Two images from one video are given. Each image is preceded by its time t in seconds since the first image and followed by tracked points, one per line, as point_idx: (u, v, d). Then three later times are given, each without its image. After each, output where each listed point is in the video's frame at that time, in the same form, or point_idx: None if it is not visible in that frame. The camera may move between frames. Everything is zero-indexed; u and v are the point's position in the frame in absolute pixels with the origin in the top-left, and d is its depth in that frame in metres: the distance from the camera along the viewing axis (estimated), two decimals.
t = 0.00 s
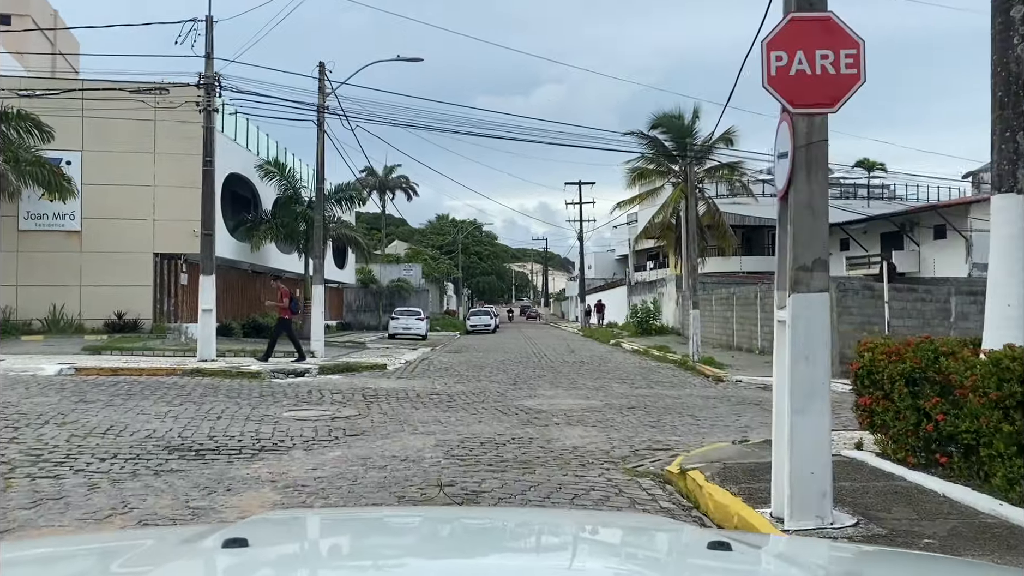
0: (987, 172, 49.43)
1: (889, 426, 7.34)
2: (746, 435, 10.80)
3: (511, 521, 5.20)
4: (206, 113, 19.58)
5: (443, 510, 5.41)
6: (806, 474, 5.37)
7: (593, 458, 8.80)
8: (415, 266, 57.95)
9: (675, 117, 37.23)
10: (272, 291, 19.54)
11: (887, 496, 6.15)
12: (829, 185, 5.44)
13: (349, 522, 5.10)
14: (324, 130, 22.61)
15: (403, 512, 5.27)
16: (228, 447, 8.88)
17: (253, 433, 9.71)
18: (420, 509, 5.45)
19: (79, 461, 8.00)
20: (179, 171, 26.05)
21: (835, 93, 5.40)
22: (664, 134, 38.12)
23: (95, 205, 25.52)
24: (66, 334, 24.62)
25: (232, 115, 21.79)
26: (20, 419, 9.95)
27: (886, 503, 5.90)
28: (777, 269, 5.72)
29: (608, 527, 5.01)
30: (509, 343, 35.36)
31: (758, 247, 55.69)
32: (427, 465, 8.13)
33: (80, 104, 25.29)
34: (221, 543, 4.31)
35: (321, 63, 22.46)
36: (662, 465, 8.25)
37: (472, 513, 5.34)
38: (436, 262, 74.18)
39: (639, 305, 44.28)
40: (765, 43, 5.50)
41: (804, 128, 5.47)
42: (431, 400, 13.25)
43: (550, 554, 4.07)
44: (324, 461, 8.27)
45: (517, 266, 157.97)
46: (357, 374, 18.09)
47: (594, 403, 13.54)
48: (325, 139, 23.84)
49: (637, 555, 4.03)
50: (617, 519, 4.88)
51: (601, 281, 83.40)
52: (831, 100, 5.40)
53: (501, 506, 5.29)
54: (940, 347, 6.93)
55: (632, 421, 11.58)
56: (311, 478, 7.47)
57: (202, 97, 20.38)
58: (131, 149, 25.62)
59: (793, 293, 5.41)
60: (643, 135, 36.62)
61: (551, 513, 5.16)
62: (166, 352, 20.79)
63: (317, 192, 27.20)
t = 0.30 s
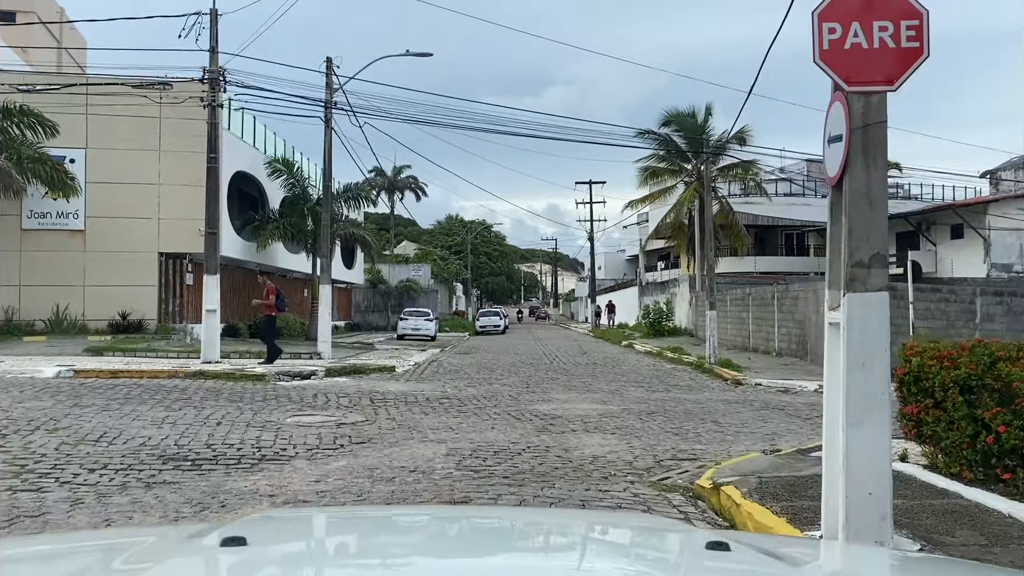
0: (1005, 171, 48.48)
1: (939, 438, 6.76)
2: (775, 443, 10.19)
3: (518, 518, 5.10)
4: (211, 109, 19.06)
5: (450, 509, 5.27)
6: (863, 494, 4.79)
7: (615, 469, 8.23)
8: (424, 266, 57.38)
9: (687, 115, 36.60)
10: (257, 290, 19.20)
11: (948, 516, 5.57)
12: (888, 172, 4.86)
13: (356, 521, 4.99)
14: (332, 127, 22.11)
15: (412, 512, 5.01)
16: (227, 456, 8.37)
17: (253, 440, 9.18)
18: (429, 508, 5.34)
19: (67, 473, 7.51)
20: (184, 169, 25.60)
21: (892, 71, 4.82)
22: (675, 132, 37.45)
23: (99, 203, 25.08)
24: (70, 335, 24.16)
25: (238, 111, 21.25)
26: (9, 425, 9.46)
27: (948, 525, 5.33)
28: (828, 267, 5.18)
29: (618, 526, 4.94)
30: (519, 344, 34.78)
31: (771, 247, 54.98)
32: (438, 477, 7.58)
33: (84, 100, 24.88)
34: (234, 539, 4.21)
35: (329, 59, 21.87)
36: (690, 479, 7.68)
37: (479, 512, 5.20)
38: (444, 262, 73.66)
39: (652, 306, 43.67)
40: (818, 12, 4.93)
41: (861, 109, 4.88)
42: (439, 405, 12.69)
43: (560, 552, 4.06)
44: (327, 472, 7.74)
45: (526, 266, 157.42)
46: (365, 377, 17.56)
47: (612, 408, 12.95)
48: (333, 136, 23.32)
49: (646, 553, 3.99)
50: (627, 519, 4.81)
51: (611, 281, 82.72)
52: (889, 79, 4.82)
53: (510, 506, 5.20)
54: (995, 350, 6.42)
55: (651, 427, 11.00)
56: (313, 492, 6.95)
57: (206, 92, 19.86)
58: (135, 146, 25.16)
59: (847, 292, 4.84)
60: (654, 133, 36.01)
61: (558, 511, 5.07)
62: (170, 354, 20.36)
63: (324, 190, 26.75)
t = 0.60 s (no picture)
0: None
1: (1004, 450, 6.15)
2: (809, 450, 9.58)
3: (527, 519, 4.81)
4: (216, 102, 18.55)
5: (459, 517, 4.80)
6: (940, 514, 4.22)
7: (643, 480, 7.62)
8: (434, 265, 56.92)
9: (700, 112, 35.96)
10: (248, 282, 18.11)
11: None
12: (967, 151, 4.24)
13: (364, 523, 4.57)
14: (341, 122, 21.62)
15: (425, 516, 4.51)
16: (227, 464, 7.83)
17: (255, 447, 8.64)
18: (439, 515, 4.85)
19: (54, 483, 6.98)
20: (190, 167, 25.12)
21: (969, 35, 4.22)
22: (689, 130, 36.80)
23: (103, 200, 24.64)
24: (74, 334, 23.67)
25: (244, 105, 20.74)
26: None
27: None
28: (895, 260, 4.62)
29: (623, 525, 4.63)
30: (530, 345, 34.23)
31: (784, 246, 54.26)
32: (452, 488, 7.01)
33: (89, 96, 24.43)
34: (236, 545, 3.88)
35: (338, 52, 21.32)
36: (725, 491, 7.08)
37: (489, 516, 4.74)
38: (454, 261, 73.20)
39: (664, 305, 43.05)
40: None
41: (936, 79, 4.29)
42: (451, 408, 12.14)
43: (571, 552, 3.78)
44: (334, 482, 7.19)
45: (535, 266, 156.90)
46: (374, 378, 17.03)
47: (632, 412, 12.35)
48: (341, 131, 22.78)
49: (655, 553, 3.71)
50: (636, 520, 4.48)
51: (622, 281, 82.11)
52: (966, 44, 4.21)
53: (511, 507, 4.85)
54: None
55: (676, 433, 10.41)
56: (317, 505, 6.39)
57: (211, 85, 19.36)
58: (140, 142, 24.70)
59: (923, 285, 4.27)
60: (667, 130, 35.34)
61: (564, 517, 4.65)
62: (175, 354, 19.89)
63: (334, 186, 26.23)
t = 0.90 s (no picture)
0: None
1: None
2: (846, 462, 8.98)
3: (544, 510, 4.50)
4: (222, 98, 18.06)
5: (475, 504, 4.53)
6: None
7: (673, 496, 7.06)
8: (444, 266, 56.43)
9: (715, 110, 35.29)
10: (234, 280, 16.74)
11: None
12: None
13: (378, 514, 4.31)
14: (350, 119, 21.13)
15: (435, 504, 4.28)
16: (225, 478, 7.30)
17: (257, 458, 8.10)
18: (454, 504, 4.55)
19: (38, 499, 6.47)
20: (196, 165, 24.64)
21: None
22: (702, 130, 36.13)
23: (108, 200, 24.23)
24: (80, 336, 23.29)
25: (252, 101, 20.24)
26: None
27: None
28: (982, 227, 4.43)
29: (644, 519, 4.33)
30: (542, 347, 33.69)
31: (799, 248, 53.49)
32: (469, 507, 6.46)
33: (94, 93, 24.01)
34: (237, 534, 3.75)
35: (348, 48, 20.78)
36: (764, 510, 6.51)
37: (504, 505, 4.48)
38: (464, 262, 72.63)
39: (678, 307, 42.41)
40: None
41: None
42: (463, 415, 11.59)
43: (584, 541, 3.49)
44: (341, 499, 6.66)
45: (546, 267, 156.27)
46: (383, 382, 16.49)
47: (653, 419, 11.76)
48: (350, 129, 22.25)
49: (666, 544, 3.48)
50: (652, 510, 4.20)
51: (633, 282, 81.38)
52: None
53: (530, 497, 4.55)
54: None
55: (702, 442, 9.81)
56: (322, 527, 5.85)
57: (218, 81, 18.88)
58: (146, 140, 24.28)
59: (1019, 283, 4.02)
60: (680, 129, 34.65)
61: (575, 503, 4.45)
62: (181, 356, 19.43)
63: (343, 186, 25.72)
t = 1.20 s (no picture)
0: None
1: None
2: (886, 477, 8.34)
3: (552, 516, 4.09)
4: (226, 93, 17.54)
5: (483, 509, 4.15)
6: None
7: (706, 516, 6.46)
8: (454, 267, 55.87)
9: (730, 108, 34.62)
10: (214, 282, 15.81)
11: None
12: None
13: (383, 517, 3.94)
14: (357, 116, 20.61)
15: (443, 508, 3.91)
16: (218, 494, 6.72)
17: (254, 472, 7.52)
18: (461, 508, 4.22)
19: (11, 519, 5.90)
20: (200, 163, 24.14)
21: None
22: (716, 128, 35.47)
23: (111, 199, 23.76)
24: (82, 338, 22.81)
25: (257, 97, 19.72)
26: None
27: None
28: None
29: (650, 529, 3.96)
30: (553, 350, 33.04)
31: (813, 249, 52.70)
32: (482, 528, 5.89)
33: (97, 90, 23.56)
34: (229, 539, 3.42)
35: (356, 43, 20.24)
36: (809, 532, 5.90)
37: (513, 510, 4.07)
38: (474, 264, 72.05)
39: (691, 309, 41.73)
40: None
41: None
42: (475, 422, 10.99)
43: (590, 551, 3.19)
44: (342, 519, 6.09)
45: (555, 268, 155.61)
46: (391, 387, 15.90)
47: (675, 428, 11.14)
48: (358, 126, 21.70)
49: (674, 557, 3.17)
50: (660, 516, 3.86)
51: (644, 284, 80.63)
52: None
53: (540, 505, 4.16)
54: None
55: (732, 454, 9.18)
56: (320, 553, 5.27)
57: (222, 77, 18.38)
58: (150, 138, 23.82)
59: None
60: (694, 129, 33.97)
61: (582, 509, 4.08)
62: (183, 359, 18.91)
63: (351, 185, 25.15)
